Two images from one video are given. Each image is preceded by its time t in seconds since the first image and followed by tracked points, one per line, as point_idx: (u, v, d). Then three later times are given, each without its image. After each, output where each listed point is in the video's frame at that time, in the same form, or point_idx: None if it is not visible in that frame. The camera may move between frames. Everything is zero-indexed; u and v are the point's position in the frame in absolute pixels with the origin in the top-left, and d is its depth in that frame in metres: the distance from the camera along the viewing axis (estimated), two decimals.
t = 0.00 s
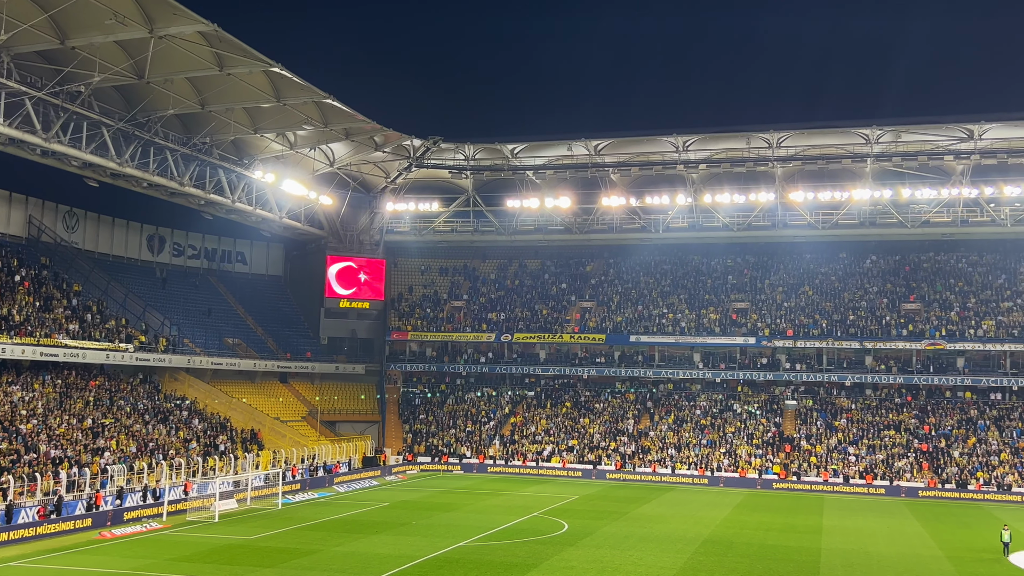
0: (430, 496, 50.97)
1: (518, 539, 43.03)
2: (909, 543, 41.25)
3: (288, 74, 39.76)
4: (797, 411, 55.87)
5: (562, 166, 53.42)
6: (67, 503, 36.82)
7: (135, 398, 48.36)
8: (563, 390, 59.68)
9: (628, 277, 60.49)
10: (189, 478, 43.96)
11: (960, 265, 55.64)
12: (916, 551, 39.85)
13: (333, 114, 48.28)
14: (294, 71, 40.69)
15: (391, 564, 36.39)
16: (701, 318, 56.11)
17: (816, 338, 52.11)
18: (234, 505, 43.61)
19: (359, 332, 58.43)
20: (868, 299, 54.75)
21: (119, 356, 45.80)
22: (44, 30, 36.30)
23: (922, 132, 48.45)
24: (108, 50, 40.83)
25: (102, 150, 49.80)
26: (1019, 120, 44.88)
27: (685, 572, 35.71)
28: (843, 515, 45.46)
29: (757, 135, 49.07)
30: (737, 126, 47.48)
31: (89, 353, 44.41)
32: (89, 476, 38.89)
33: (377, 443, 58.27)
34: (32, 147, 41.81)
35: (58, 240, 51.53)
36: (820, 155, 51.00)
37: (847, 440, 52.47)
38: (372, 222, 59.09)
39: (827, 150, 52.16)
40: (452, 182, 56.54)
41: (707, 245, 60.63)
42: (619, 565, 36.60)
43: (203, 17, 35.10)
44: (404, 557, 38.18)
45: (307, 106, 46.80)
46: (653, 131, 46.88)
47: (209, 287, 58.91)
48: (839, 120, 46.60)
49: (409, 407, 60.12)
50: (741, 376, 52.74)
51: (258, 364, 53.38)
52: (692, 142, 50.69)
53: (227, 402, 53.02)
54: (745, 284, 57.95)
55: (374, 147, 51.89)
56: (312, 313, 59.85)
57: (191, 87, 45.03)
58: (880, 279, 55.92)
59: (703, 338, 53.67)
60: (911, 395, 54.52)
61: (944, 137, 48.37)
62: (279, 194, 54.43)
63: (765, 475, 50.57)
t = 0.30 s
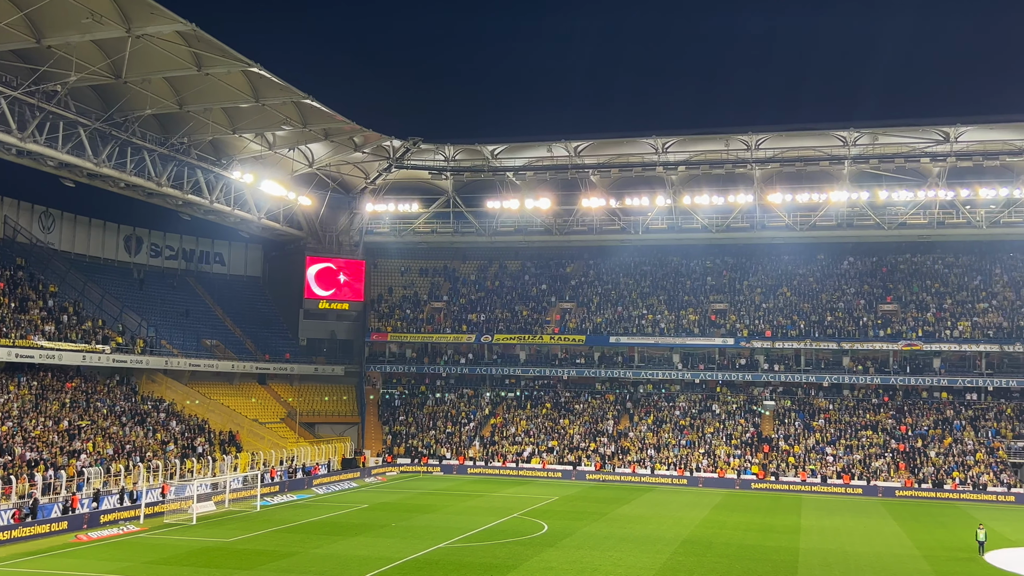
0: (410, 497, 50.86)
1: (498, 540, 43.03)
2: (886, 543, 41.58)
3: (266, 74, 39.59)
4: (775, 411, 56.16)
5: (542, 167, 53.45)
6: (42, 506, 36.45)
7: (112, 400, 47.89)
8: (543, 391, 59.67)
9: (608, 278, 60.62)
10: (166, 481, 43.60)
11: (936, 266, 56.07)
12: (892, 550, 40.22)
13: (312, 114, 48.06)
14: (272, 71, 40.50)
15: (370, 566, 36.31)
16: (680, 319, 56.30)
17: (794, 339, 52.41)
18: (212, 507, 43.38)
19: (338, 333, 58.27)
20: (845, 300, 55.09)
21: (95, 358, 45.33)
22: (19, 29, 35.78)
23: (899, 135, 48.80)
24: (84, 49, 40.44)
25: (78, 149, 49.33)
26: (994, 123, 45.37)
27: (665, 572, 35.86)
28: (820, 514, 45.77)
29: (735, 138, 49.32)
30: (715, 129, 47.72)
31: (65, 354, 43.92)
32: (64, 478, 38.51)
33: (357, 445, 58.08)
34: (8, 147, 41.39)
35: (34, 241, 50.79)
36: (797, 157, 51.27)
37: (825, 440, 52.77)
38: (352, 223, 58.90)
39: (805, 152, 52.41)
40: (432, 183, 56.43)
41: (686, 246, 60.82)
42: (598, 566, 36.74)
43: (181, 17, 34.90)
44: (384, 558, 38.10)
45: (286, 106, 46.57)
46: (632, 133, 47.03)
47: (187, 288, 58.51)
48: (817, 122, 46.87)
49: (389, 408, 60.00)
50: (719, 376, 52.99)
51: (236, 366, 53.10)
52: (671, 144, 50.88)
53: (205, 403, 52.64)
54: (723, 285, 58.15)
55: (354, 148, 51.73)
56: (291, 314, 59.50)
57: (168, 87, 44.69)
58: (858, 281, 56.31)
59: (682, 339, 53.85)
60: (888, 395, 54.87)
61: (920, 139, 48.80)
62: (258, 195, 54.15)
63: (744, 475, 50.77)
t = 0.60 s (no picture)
0: (388, 498, 50.71)
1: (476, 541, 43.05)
2: (861, 542, 41.94)
3: (244, 73, 39.41)
4: (752, 411, 56.43)
5: (521, 168, 53.46)
6: (15, 508, 36.00)
7: (87, 401, 47.38)
8: (522, 391, 59.67)
9: (586, 279, 60.75)
10: (142, 482, 43.22)
11: (911, 267, 56.56)
12: (867, 549, 40.59)
13: (290, 114, 47.82)
14: (250, 70, 40.32)
15: (348, 567, 36.23)
16: (658, 320, 56.48)
17: (771, 339, 52.72)
18: (188, 508, 43.09)
19: (316, 333, 58.11)
20: (821, 300, 55.46)
21: (70, 359, 44.79)
22: None
23: (874, 137, 49.20)
24: (59, 47, 39.99)
25: (52, 148, 48.78)
26: (967, 126, 45.85)
27: (642, 572, 36.02)
28: (796, 514, 46.08)
29: (713, 139, 49.57)
30: (692, 130, 47.96)
31: (39, 354, 43.33)
32: (38, 480, 38.06)
33: (334, 446, 57.83)
34: None
35: (6, 240, 49.63)
36: (774, 159, 51.63)
37: (801, 440, 53.08)
38: (329, 223, 58.70)
39: (782, 153, 52.71)
40: (410, 183, 56.28)
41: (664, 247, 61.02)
42: (576, 566, 36.84)
43: (158, 15, 34.64)
44: (361, 560, 37.99)
45: (263, 106, 46.33)
46: (610, 134, 47.17)
47: (163, 288, 58.02)
48: (793, 124, 47.17)
49: (367, 409, 59.79)
50: (697, 377, 53.24)
51: (212, 366, 52.79)
52: (649, 145, 51.03)
53: (181, 404, 52.21)
54: (701, 286, 58.40)
55: (332, 147, 51.56)
56: (268, 315, 59.14)
57: (144, 85, 44.31)
58: (834, 281, 56.71)
59: (660, 340, 54.05)
60: (864, 395, 55.29)
61: (895, 142, 49.24)
62: (235, 194, 53.83)
63: (721, 475, 51.05)
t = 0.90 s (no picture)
0: (364, 499, 50.56)
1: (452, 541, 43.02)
2: (835, 541, 42.30)
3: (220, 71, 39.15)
4: (727, 411, 56.66)
5: (499, 168, 53.44)
6: None
7: (59, 401, 46.77)
8: (499, 391, 59.64)
9: (563, 279, 60.84)
10: (115, 483, 42.76)
11: (884, 268, 57.05)
12: (840, 548, 40.98)
13: (266, 112, 47.53)
14: (225, 69, 40.06)
15: (323, 568, 36.12)
16: (634, 320, 56.63)
17: (746, 339, 53.00)
18: (162, 509, 42.73)
19: (291, 333, 57.89)
20: (796, 301, 55.83)
21: (42, 359, 44.18)
22: None
23: (848, 139, 49.55)
24: (31, 43, 39.47)
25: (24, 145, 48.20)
26: (940, 128, 46.30)
27: (618, 571, 36.17)
28: (771, 513, 46.38)
29: (689, 140, 49.78)
30: (668, 131, 48.19)
31: (10, 354, 42.65)
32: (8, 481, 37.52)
33: (310, 446, 57.59)
34: None
35: None
36: (750, 161, 51.93)
37: (775, 439, 53.38)
38: (305, 222, 58.46)
39: (758, 155, 53.00)
40: (387, 182, 56.08)
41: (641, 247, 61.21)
42: (552, 566, 36.93)
43: (132, 12, 34.33)
44: (337, 560, 37.88)
45: (238, 104, 46.03)
46: (587, 134, 47.26)
47: (137, 288, 57.43)
48: (769, 125, 47.45)
49: (343, 409, 59.58)
50: (673, 376, 53.45)
51: (187, 366, 52.40)
52: (626, 146, 51.15)
53: (155, 404, 51.71)
54: (677, 286, 58.64)
55: (308, 146, 51.33)
56: (243, 315, 58.76)
57: (118, 83, 43.85)
58: (808, 282, 57.10)
59: (637, 340, 54.21)
60: (837, 395, 55.72)
61: (869, 143, 49.67)
62: (210, 193, 53.44)
63: (697, 474, 51.32)
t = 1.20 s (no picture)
0: (337, 499, 50.30)
1: (426, 541, 43.01)
2: (806, 539, 42.67)
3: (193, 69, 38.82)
4: (700, 410, 56.86)
5: (474, 168, 53.36)
6: None
7: (28, 401, 46.05)
8: (473, 391, 59.55)
9: (538, 278, 60.88)
10: (84, 484, 42.24)
11: (855, 269, 57.55)
12: (811, 546, 41.39)
13: (239, 110, 47.15)
14: (199, 66, 39.73)
15: (296, 568, 35.98)
16: (608, 320, 56.76)
17: (719, 339, 53.29)
18: (133, 509, 42.33)
19: (264, 333, 57.72)
20: (768, 301, 56.18)
21: (11, 358, 43.49)
22: None
23: (821, 140, 49.91)
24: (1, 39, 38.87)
25: None
26: (911, 130, 46.75)
27: (591, 570, 36.33)
28: (743, 511, 46.68)
29: (663, 141, 49.97)
30: (642, 132, 48.36)
31: None
32: None
33: (283, 446, 57.25)
34: None
35: None
36: (723, 161, 52.20)
37: (748, 438, 53.65)
38: (278, 221, 58.25)
39: (731, 156, 53.28)
40: (361, 181, 55.81)
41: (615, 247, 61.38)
42: (526, 565, 36.97)
43: (104, 8, 33.93)
44: (310, 560, 37.74)
45: (212, 101, 45.63)
46: (561, 134, 47.34)
47: (108, 286, 56.76)
48: (741, 127, 47.71)
49: (317, 409, 59.25)
50: (647, 376, 53.65)
51: (158, 365, 51.95)
52: (601, 146, 51.26)
53: (126, 404, 51.16)
54: (651, 286, 58.85)
55: (282, 145, 51.05)
56: (216, 314, 58.29)
57: (89, 79, 43.30)
58: (780, 282, 57.48)
59: (611, 339, 54.33)
60: (808, 394, 56.14)
61: (841, 145, 50.06)
62: (182, 191, 52.98)
63: (670, 473, 51.58)
